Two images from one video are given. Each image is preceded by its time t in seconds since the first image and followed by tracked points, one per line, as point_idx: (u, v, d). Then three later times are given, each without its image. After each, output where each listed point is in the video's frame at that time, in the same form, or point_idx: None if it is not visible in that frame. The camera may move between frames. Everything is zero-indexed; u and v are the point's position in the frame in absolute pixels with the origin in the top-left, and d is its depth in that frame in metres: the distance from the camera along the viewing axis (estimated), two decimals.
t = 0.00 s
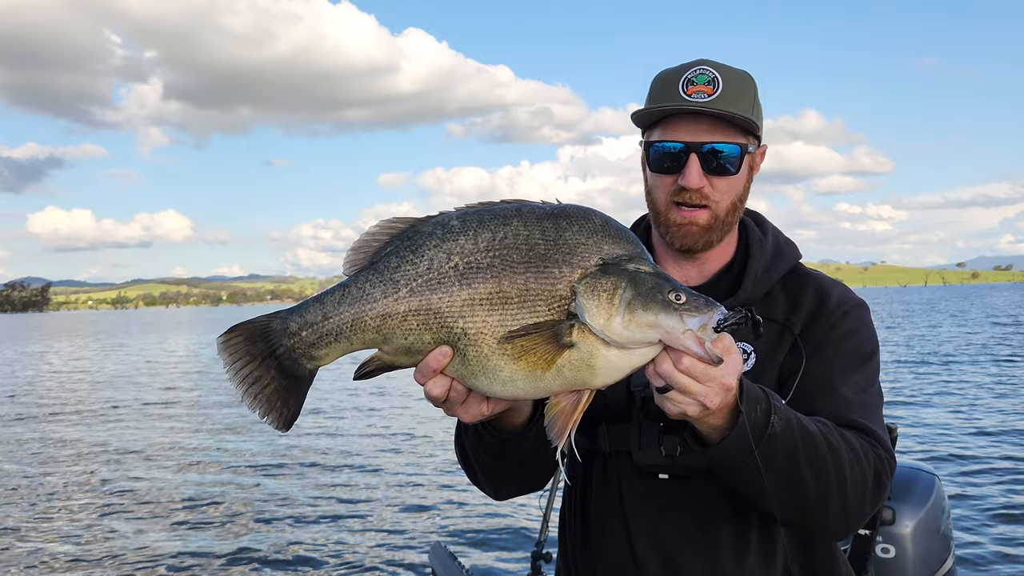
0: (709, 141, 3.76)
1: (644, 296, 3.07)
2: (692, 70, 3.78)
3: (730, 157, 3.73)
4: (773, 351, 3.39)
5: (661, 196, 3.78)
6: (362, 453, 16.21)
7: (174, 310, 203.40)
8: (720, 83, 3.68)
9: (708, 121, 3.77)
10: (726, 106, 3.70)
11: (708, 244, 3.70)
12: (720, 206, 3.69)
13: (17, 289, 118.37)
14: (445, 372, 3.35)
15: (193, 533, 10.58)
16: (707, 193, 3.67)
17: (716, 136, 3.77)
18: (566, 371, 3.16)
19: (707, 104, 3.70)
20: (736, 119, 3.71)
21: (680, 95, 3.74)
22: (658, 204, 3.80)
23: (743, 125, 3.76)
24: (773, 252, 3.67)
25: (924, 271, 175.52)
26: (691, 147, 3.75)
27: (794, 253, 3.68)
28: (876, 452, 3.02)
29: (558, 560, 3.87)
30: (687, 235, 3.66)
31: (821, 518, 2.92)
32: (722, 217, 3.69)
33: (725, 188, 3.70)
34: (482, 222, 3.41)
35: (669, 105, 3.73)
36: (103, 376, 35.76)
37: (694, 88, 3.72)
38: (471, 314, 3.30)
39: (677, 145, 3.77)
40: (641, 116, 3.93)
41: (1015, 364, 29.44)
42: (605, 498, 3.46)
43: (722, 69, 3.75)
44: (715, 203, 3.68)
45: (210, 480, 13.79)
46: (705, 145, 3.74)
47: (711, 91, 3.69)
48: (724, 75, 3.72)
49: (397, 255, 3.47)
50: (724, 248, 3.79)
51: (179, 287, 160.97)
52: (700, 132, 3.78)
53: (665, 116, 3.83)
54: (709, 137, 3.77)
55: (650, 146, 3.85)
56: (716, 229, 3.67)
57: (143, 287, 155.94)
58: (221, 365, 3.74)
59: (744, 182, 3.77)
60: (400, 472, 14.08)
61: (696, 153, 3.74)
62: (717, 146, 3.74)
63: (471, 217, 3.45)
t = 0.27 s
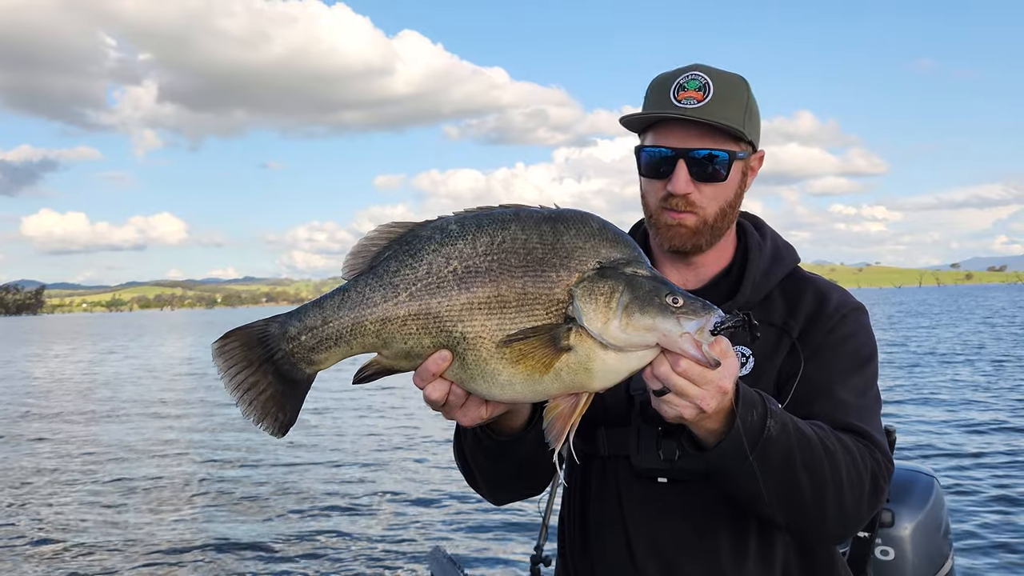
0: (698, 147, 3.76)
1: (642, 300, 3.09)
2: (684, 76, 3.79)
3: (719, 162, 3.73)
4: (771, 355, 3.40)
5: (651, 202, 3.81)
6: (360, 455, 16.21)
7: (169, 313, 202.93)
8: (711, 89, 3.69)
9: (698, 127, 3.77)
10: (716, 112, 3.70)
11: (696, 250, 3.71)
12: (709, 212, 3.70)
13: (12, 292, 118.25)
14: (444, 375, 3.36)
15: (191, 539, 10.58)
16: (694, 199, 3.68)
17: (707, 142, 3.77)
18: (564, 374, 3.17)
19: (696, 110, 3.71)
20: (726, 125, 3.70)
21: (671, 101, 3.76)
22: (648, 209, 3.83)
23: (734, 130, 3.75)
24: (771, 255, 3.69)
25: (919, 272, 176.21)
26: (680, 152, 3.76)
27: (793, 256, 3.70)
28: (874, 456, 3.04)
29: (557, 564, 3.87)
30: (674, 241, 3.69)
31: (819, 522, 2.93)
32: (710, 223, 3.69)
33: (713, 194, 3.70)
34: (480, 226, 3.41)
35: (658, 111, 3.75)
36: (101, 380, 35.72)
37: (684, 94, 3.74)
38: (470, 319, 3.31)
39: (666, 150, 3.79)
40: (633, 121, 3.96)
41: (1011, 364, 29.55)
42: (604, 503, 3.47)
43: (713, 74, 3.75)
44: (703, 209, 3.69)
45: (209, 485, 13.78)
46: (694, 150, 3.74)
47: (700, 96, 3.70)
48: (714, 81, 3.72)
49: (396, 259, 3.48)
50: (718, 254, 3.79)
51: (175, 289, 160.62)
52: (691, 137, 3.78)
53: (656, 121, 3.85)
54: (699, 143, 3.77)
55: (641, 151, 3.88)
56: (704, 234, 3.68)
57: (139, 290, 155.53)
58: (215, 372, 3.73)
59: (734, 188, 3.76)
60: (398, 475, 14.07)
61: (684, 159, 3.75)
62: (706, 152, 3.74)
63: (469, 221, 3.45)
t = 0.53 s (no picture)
0: (697, 148, 3.77)
1: (644, 307, 3.08)
2: (682, 78, 3.79)
3: (718, 164, 3.74)
4: (772, 359, 3.41)
5: (650, 205, 3.83)
6: (359, 456, 16.22)
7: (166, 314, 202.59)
8: (708, 90, 3.69)
9: (697, 129, 3.79)
10: (714, 113, 3.71)
11: (697, 253, 3.72)
12: (709, 214, 3.71)
13: (9, 293, 118.15)
14: (445, 377, 3.36)
15: (189, 539, 10.58)
16: (694, 201, 3.70)
17: (706, 144, 3.79)
18: (563, 380, 3.16)
19: (694, 111, 3.72)
20: (725, 126, 3.72)
21: (669, 103, 3.77)
22: (648, 212, 3.84)
23: (733, 132, 3.76)
24: (772, 258, 3.70)
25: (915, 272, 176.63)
26: (680, 154, 3.77)
27: (794, 259, 3.71)
28: (874, 460, 3.05)
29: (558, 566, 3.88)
30: (675, 244, 3.70)
31: (819, 526, 2.95)
32: (711, 225, 3.71)
33: (713, 196, 3.72)
34: (482, 230, 3.42)
35: (656, 113, 3.77)
36: (99, 381, 35.73)
37: (682, 96, 3.75)
38: (471, 322, 3.32)
39: (666, 152, 3.80)
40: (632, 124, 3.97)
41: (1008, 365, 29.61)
42: (605, 506, 3.48)
43: (711, 75, 3.76)
44: (703, 211, 3.71)
45: (207, 485, 13.78)
46: (694, 152, 3.75)
47: (699, 98, 3.71)
48: (712, 82, 3.73)
49: (398, 261, 3.48)
50: (719, 256, 3.81)
51: (172, 291, 160.42)
52: (689, 139, 3.80)
53: (654, 123, 3.86)
54: (698, 145, 3.78)
55: (640, 154, 3.89)
56: (705, 237, 3.69)
57: (136, 292, 155.29)
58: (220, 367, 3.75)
59: (733, 189, 3.78)
60: (397, 477, 14.07)
61: (684, 161, 3.76)
62: (705, 154, 3.75)
63: (471, 224, 3.45)
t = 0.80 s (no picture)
0: (709, 146, 3.77)
1: (644, 295, 3.05)
2: (693, 76, 3.79)
3: (731, 162, 3.75)
4: (773, 358, 3.42)
5: (661, 203, 3.80)
6: (358, 456, 16.21)
7: (163, 315, 202.28)
8: (721, 90, 3.72)
9: (709, 127, 3.79)
10: (727, 112, 3.73)
11: (708, 250, 3.73)
12: (722, 212, 3.72)
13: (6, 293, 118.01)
14: (444, 367, 3.36)
15: (186, 541, 10.56)
16: (709, 198, 3.69)
17: (718, 142, 3.79)
18: (562, 369, 3.15)
19: (707, 110, 3.73)
20: (738, 125, 3.73)
21: (681, 101, 3.76)
22: (658, 209, 3.81)
23: (744, 131, 3.78)
24: (773, 258, 3.71)
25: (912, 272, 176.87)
26: (693, 152, 3.75)
27: (795, 259, 3.71)
28: (875, 456, 3.05)
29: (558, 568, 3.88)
30: (689, 241, 3.69)
31: (820, 523, 2.95)
32: (723, 223, 3.71)
33: (727, 194, 3.72)
34: (477, 219, 3.40)
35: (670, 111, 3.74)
36: (96, 381, 35.67)
37: (694, 94, 3.75)
38: (467, 313, 3.32)
39: (679, 150, 3.78)
40: (642, 121, 3.93)
41: (1006, 364, 29.65)
42: (605, 506, 3.48)
43: (721, 75, 3.78)
44: (717, 208, 3.70)
45: (205, 486, 13.76)
46: (707, 150, 3.75)
47: (712, 97, 3.72)
48: (724, 82, 3.74)
49: (394, 253, 3.49)
50: (722, 256, 3.82)
51: (169, 291, 160.19)
52: (701, 137, 3.79)
53: (666, 121, 3.84)
54: (709, 143, 3.78)
55: (651, 152, 3.86)
56: (717, 234, 3.70)
57: (133, 292, 155.05)
58: (226, 360, 3.73)
59: (744, 188, 3.80)
60: (395, 477, 14.05)
61: (697, 159, 3.74)
62: (719, 152, 3.74)
63: (467, 213, 3.44)
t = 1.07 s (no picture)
0: (727, 147, 3.76)
1: (633, 288, 3.04)
2: (712, 75, 3.78)
3: (747, 164, 3.74)
4: (770, 357, 3.41)
5: (675, 203, 3.78)
6: (355, 456, 16.20)
7: (160, 315, 201.97)
8: (741, 91, 3.73)
9: (725, 128, 3.78)
10: (745, 113, 3.75)
11: (720, 250, 3.73)
12: (736, 213, 3.72)
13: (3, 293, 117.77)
14: (435, 362, 3.35)
15: (180, 544, 10.54)
16: (727, 200, 3.68)
17: (734, 143, 3.79)
18: (553, 363, 3.14)
19: (729, 110, 3.74)
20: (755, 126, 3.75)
21: (702, 100, 3.74)
22: (673, 208, 3.79)
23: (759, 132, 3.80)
24: (770, 258, 3.70)
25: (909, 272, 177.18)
26: (711, 152, 3.73)
27: (793, 259, 3.70)
28: (881, 447, 3.05)
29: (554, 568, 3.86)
30: (703, 241, 3.69)
31: (827, 514, 2.93)
32: (736, 224, 3.72)
33: (743, 195, 3.71)
34: (471, 214, 3.40)
35: (690, 110, 3.72)
36: (93, 381, 35.62)
37: (715, 94, 3.74)
38: (459, 306, 3.30)
39: (697, 150, 3.75)
40: (659, 117, 3.88)
41: (1003, 364, 29.66)
42: (602, 506, 3.47)
43: (739, 76, 3.80)
44: (732, 210, 3.70)
45: (200, 488, 13.74)
46: (726, 151, 3.73)
47: (732, 97, 3.74)
48: (742, 83, 3.77)
49: (387, 247, 3.48)
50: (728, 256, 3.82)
51: (166, 291, 159.93)
52: (718, 137, 3.79)
53: (684, 119, 3.80)
54: (726, 143, 3.78)
55: (667, 150, 3.82)
56: (730, 235, 3.71)
57: (130, 292, 154.79)
58: (216, 355, 3.73)
59: (757, 190, 3.81)
60: (391, 478, 14.02)
61: (716, 159, 3.72)
62: (736, 153, 3.73)
63: (461, 208, 3.44)
